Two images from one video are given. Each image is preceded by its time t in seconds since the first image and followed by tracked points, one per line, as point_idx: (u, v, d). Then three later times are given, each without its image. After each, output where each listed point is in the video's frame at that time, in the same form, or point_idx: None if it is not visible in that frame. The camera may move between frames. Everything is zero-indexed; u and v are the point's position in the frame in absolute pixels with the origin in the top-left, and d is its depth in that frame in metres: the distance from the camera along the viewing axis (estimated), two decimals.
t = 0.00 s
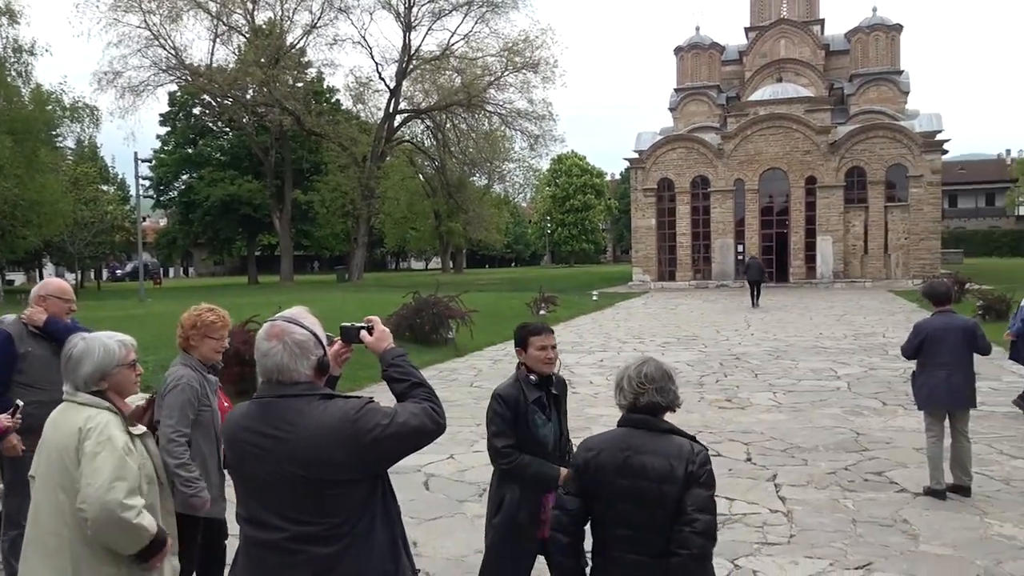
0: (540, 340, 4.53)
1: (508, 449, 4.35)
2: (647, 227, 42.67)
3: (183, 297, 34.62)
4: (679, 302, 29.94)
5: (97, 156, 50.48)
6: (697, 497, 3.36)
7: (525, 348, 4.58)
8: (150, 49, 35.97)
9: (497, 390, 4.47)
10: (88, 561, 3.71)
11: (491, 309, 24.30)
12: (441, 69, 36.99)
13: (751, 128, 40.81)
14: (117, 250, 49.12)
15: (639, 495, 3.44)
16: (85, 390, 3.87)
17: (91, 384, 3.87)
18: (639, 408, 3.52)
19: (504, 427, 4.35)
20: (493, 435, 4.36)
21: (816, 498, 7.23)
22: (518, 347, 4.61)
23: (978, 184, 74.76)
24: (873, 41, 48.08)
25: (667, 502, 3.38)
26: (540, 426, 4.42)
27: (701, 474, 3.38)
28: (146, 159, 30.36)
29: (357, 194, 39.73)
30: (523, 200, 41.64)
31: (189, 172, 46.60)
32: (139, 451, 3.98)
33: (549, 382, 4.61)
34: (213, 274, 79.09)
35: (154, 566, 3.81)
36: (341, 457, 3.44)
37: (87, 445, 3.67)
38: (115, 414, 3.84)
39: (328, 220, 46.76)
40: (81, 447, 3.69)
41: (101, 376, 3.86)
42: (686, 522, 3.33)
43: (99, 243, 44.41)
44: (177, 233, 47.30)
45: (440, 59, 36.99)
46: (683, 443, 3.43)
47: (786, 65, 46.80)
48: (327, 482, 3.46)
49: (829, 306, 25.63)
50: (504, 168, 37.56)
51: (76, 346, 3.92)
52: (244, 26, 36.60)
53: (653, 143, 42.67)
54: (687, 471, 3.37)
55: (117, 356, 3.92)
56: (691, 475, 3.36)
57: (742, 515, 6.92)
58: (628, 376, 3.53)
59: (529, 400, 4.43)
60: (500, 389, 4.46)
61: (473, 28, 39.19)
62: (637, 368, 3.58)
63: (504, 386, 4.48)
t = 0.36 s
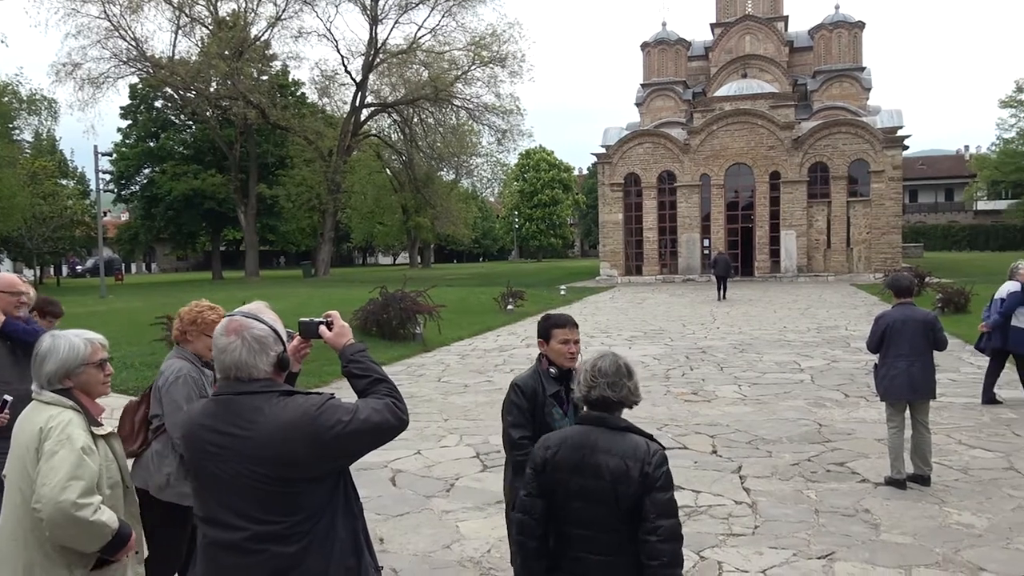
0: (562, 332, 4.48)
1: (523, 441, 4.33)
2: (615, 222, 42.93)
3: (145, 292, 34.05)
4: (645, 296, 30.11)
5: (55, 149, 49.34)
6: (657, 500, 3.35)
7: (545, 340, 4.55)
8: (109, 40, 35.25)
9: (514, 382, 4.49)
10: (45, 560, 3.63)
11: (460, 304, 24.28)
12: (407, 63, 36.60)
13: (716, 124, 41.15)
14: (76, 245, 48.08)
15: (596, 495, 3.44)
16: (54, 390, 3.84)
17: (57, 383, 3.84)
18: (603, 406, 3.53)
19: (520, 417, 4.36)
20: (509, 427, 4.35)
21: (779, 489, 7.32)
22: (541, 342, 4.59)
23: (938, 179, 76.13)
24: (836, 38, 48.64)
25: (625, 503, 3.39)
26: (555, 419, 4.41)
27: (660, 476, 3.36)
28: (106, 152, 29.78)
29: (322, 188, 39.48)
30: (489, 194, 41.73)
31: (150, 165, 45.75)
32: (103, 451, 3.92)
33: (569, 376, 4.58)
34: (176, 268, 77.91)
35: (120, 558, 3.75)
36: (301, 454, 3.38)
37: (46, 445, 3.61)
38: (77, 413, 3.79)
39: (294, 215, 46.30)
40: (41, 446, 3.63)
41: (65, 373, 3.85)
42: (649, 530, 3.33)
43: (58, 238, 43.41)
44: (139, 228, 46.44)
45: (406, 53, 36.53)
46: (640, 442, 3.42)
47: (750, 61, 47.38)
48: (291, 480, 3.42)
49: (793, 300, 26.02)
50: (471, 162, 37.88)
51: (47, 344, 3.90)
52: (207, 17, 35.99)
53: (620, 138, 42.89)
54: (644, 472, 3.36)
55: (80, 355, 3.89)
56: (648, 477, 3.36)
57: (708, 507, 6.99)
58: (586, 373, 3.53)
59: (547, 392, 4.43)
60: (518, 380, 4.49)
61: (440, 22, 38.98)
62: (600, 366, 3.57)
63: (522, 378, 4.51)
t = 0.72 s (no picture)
0: (580, 341, 4.99)
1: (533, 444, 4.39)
2: (580, 220, 43.13)
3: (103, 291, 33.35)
4: (610, 294, 30.24)
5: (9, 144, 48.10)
6: (598, 502, 3.35)
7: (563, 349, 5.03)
8: (65, 33, 34.52)
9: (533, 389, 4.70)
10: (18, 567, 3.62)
11: (425, 302, 24.21)
12: (371, 60, 36.35)
13: (680, 123, 41.47)
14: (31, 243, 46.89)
15: (540, 492, 3.45)
16: (31, 391, 3.83)
17: (31, 384, 3.83)
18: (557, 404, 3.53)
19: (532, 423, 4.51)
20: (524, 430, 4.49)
21: (742, 485, 7.41)
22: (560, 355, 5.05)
23: (896, 178, 77.64)
24: (797, 40, 49.33)
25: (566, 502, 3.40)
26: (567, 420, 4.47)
27: (601, 476, 3.36)
28: (62, 149, 29.24)
29: (286, 185, 39.38)
30: (454, 192, 41.75)
31: (108, 162, 44.84)
32: (77, 454, 3.83)
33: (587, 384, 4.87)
34: (136, 266, 76.51)
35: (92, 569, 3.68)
36: (262, 455, 3.32)
37: (16, 447, 3.60)
38: (50, 415, 3.78)
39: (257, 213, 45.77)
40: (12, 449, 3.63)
41: (40, 374, 3.84)
42: (590, 531, 3.35)
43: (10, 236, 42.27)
44: (97, 226, 45.48)
45: (370, 49, 36.29)
46: (585, 440, 3.42)
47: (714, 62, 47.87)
48: (251, 482, 3.35)
49: (755, 297, 26.40)
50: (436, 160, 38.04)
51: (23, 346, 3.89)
52: (167, 12, 35.41)
53: (585, 136, 43.06)
54: (585, 469, 3.36)
55: (56, 356, 3.87)
56: (588, 478, 3.36)
57: (671, 503, 7.06)
58: (537, 372, 3.54)
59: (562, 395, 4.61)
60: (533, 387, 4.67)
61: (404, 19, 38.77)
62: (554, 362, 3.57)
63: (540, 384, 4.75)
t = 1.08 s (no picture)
0: (591, 337, 4.32)
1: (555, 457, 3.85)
2: (543, 220, 43.23)
3: (56, 293, 32.50)
4: (574, 294, 30.30)
5: None
6: (500, 494, 3.48)
7: (574, 345, 4.39)
8: (16, 29, 33.62)
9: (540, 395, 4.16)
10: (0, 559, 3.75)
11: (388, 302, 24.06)
12: (332, 59, 36.07)
13: (642, 124, 41.81)
14: None
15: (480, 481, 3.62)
16: (21, 384, 3.97)
17: (22, 377, 3.97)
18: (517, 397, 3.70)
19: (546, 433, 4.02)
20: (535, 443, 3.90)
21: (702, 481, 7.50)
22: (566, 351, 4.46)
23: (853, 179, 79.10)
24: (756, 41, 49.96)
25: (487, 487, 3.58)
26: (591, 430, 4.07)
27: (508, 470, 3.46)
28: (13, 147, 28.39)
29: (246, 185, 38.93)
30: (417, 192, 41.53)
31: (62, 160, 43.76)
32: (62, 447, 3.93)
33: (601, 384, 4.36)
34: (91, 267, 74.75)
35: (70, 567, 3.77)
36: (219, 457, 3.25)
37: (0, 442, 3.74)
38: (34, 409, 3.89)
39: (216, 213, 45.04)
40: None
41: (30, 368, 3.99)
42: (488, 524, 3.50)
43: None
44: (50, 226, 44.35)
45: (331, 47, 36.03)
46: (515, 439, 3.52)
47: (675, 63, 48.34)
48: (207, 482, 3.27)
49: (716, 296, 26.72)
50: (399, 160, 37.65)
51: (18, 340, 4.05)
52: (123, 8, 34.71)
53: (549, 136, 43.16)
54: (502, 465, 3.48)
55: (44, 351, 4.02)
56: (499, 468, 3.50)
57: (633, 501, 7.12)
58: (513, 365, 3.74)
59: (580, 402, 4.13)
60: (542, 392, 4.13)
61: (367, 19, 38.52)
62: (527, 359, 3.74)
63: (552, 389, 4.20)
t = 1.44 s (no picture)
0: (613, 346, 4.23)
1: (578, 468, 4.07)
2: (504, 220, 43.26)
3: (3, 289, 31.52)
4: (536, 295, 30.33)
5: None
6: (454, 490, 3.51)
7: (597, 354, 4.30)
8: None
9: (564, 402, 4.21)
10: None
11: (347, 302, 23.87)
12: (293, 55, 35.73)
13: (603, 126, 42.12)
14: None
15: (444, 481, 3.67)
16: None
17: None
18: (490, 399, 3.73)
19: (571, 443, 4.10)
20: (560, 453, 4.10)
21: (659, 482, 7.58)
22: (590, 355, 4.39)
23: (809, 183, 80.64)
24: (717, 47, 50.58)
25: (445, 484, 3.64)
26: (611, 442, 4.10)
27: (464, 469, 3.50)
28: None
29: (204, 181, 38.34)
30: (379, 190, 41.23)
31: (12, 153, 42.51)
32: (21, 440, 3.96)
33: (623, 393, 4.31)
34: (41, 263, 72.72)
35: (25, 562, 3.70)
36: (171, 458, 3.15)
37: None
38: None
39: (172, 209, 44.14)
40: None
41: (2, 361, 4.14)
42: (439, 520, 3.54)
43: None
44: None
45: (293, 43, 35.65)
46: (479, 440, 3.56)
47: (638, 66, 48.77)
48: (153, 485, 3.16)
49: (675, 298, 27.01)
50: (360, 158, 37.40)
51: None
52: None
53: (511, 137, 43.20)
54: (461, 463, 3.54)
55: (17, 344, 4.16)
56: (456, 465, 3.54)
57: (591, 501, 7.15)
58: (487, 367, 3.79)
59: (601, 412, 4.13)
60: (567, 400, 4.18)
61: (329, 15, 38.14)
62: (501, 361, 3.78)
63: (574, 397, 4.20)
